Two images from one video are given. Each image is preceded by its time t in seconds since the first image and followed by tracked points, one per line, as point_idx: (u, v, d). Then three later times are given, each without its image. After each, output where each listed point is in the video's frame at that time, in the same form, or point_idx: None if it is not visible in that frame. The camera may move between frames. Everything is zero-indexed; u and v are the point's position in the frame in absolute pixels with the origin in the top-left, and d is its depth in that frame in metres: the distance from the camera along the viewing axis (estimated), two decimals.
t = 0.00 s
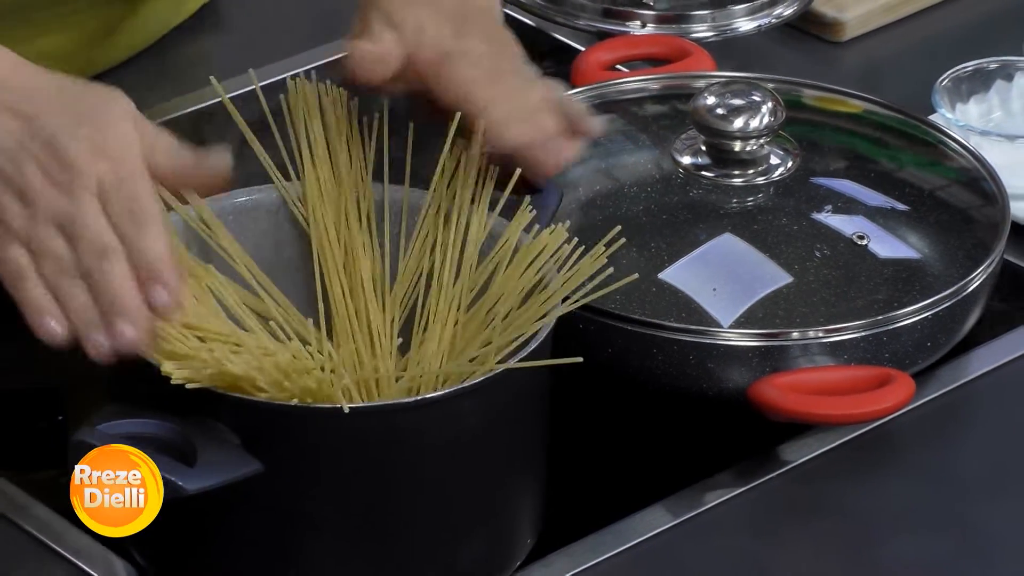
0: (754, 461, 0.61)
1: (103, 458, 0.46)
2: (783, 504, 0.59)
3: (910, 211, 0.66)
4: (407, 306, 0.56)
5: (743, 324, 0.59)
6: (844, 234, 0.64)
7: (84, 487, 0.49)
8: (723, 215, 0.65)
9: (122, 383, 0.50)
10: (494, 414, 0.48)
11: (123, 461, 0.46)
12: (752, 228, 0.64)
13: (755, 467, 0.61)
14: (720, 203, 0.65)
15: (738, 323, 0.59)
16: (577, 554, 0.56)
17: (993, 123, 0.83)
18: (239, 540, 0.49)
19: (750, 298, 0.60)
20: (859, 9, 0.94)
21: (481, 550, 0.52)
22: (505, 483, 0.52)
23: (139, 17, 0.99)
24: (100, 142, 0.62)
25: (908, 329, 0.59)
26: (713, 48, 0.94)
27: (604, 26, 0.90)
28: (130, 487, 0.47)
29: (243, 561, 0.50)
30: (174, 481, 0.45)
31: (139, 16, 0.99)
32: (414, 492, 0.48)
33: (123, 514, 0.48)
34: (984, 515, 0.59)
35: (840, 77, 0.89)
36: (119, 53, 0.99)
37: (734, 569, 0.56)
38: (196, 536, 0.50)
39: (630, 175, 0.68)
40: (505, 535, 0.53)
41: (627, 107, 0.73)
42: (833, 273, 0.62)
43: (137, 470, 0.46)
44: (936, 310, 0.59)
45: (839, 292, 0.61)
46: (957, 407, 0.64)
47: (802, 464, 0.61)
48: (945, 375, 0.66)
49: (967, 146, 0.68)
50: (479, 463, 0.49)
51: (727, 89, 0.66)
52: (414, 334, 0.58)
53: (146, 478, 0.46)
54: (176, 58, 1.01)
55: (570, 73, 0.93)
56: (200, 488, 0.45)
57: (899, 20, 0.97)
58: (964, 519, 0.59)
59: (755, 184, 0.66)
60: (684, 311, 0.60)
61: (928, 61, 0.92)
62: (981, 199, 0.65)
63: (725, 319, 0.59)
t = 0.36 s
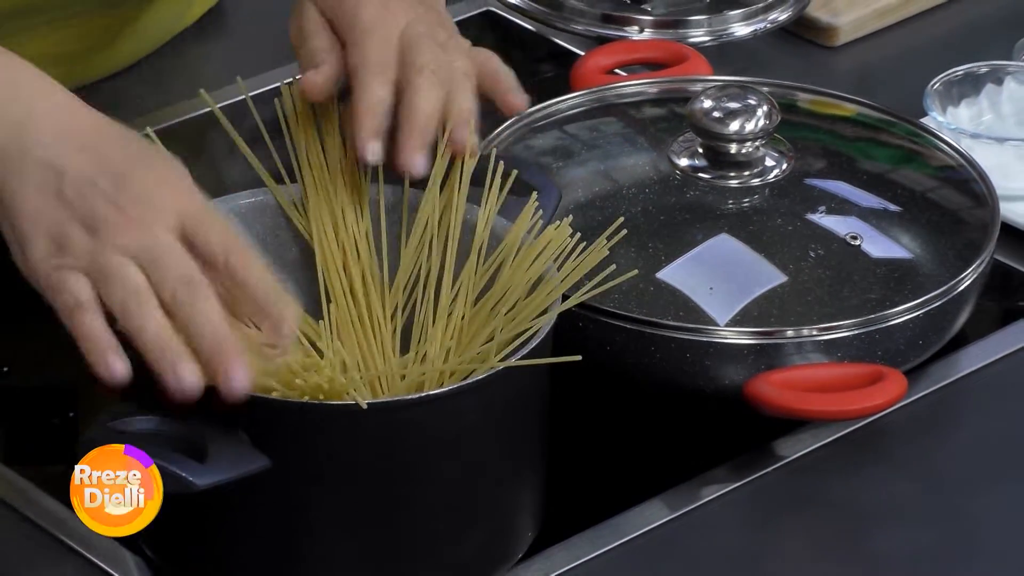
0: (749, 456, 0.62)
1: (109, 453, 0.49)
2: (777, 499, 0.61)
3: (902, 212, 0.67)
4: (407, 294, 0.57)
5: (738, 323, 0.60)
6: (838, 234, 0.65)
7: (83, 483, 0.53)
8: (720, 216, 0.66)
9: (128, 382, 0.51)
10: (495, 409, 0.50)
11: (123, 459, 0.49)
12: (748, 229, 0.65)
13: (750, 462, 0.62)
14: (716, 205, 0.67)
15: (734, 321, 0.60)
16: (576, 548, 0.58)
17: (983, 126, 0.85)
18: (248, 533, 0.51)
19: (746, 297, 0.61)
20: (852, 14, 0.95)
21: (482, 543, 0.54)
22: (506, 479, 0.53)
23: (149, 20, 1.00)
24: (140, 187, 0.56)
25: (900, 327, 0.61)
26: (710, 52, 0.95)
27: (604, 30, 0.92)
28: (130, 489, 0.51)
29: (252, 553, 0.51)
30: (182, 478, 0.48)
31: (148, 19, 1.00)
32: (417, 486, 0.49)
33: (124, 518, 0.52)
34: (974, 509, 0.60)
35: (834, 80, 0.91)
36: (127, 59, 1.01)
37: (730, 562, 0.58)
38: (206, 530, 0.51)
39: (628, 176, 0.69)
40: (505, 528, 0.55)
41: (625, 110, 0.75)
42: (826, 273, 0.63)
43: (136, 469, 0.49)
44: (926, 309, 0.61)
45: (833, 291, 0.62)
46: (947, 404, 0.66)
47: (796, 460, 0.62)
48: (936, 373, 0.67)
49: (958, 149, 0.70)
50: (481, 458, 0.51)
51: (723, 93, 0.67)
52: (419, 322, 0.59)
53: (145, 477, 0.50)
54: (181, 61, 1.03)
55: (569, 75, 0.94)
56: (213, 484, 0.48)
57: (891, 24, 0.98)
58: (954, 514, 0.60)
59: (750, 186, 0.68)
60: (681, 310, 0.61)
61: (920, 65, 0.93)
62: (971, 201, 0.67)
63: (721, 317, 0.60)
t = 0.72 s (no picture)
0: (743, 452, 0.64)
1: (99, 452, 0.50)
2: (769, 493, 0.62)
3: (892, 213, 0.68)
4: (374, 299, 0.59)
5: (733, 321, 0.62)
6: (829, 234, 0.67)
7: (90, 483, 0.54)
8: (715, 217, 0.67)
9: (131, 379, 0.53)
10: (494, 404, 0.51)
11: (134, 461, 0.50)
12: (742, 229, 0.67)
13: (743, 457, 0.64)
14: (710, 206, 0.68)
15: (728, 319, 0.62)
16: (573, 540, 0.59)
17: (972, 129, 0.86)
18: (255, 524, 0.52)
19: (740, 297, 0.63)
20: (844, 19, 0.96)
21: (483, 535, 0.55)
22: (504, 472, 0.55)
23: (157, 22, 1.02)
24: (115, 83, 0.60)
25: (891, 326, 0.62)
26: (706, 57, 0.97)
27: (600, 36, 0.93)
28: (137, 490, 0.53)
29: (258, 545, 0.52)
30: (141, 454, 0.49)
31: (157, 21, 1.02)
32: (418, 480, 0.51)
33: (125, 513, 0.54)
34: (962, 504, 0.62)
35: (826, 85, 0.92)
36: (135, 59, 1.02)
37: (723, 554, 0.59)
38: (213, 523, 0.53)
39: (625, 178, 0.71)
40: (504, 520, 0.56)
41: (622, 113, 0.76)
42: (819, 272, 0.65)
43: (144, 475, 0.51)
44: (916, 309, 0.62)
45: (825, 290, 0.64)
46: (936, 402, 0.67)
47: (789, 455, 0.64)
48: (926, 370, 0.69)
49: (948, 152, 0.72)
50: (480, 452, 0.52)
51: (718, 96, 0.69)
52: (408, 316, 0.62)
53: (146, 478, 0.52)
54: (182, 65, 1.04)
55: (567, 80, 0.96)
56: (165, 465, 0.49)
57: (882, 30, 1.00)
58: (941, 507, 0.62)
59: (744, 187, 0.69)
60: (677, 309, 0.62)
61: (911, 69, 0.94)
62: (961, 203, 0.69)
63: (715, 316, 0.62)
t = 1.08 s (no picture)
0: (738, 449, 0.65)
1: (96, 457, 0.52)
2: (763, 489, 0.63)
3: (885, 214, 0.70)
4: (370, 283, 0.59)
5: (728, 320, 0.63)
6: (823, 235, 0.68)
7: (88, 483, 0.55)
8: (711, 218, 0.69)
9: (137, 376, 0.54)
10: (494, 401, 0.53)
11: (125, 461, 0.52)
12: (737, 230, 0.68)
13: (738, 454, 0.65)
14: (706, 207, 0.69)
15: (724, 319, 0.63)
16: (573, 535, 0.60)
17: (963, 132, 0.87)
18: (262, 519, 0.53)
19: (735, 297, 0.64)
20: (838, 24, 0.98)
21: (483, 530, 0.57)
22: (504, 467, 0.56)
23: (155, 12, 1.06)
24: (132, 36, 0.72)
25: (883, 325, 0.63)
26: (703, 61, 0.98)
27: (598, 41, 0.94)
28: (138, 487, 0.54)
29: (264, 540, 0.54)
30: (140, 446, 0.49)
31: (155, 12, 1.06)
32: (420, 474, 0.52)
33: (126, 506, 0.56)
34: (952, 499, 0.63)
35: (820, 89, 0.94)
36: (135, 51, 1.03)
37: (720, 548, 0.60)
38: (220, 518, 0.54)
39: (623, 181, 0.72)
40: (504, 515, 0.58)
41: (620, 117, 0.78)
42: (813, 272, 0.66)
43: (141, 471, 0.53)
44: (907, 308, 0.64)
45: (819, 290, 0.65)
46: (926, 400, 0.69)
47: (783, 452, 0.65)
48: (918, 369, 0.70)
49: (939, 154, 0.73)
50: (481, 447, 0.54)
51: (714, 100, 0.70)
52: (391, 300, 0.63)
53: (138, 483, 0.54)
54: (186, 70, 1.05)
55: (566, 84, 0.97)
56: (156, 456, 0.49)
57: (876, 35, 1.01)
58: (932, 502, 0.63)
59: (739, 189, 0.70)
60: (673, 309, 0.64)
61: (903, 73, 0.96)
62: (952, 204, 0.70)
63: (711, 315, 0.63)
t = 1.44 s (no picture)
0: (734, 446, 0.67)
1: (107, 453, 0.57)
2: (758, 484, 0.65)
3: (877, 217, 0.71)
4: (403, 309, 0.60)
5: (724, 320, 0.65)
6: (817, 237, 0.69)
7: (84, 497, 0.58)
8: (707, 220, 0.70)
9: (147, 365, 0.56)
10: (495, 398, 0.54)
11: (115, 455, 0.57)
12: (733, 232, 0.70)
13: (734, 451, 0.67)
14: (703, 210, 0.71)
15: (720, 319, 0.64)
16: (572, 530, 0.62)
17: (954, 137, 0.89)
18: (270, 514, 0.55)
19: (731, 297, 0.66)
20: (831, 31, 0.99)
21: (484, 523, 0.58)
22: (506, 462, 0.58)
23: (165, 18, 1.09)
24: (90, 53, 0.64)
25: (876, 325, 0.65)
26: (699, 67, 1.00)
27: (596, 47, 0.95)
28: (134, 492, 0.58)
29: (273, 531, 0.55)
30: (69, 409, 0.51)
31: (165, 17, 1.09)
32: (424, 469, 0.54)
33: (127, 515, 0.59)
34: (943, 495, 0.65)
35: (814, 94, 0.95)
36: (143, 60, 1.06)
37: (716, 542, 0.62)
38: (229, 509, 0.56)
39: (621, 184, 0.73)
40: (504, 509, 0.59)
41: (618, 121, 0.79)
42: (807, 273, 0.67)
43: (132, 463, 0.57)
44: (899, 308, 0.65)
45: (812, 290, 0.67)
46: (918, 398, 0.70)
47: (778, 448, 0.67)
48: (909, 367, 0.72)
49: (930, 158, 0.75)
50: (482, 442, 0.55)
51: (709, 105, 0.72)
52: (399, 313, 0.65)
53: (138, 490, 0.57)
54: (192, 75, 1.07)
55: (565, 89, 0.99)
56: (99, 423, 0.51)
57: (868, 41, 1.03)
58: (923, 497, 0.65)
59: (735, 192, 0.72)
60: (670, 308, 0.65)
61: (896, 78, 0.97)
62: (942, 207, 0.72)
63: (707, 315, 0.65)
